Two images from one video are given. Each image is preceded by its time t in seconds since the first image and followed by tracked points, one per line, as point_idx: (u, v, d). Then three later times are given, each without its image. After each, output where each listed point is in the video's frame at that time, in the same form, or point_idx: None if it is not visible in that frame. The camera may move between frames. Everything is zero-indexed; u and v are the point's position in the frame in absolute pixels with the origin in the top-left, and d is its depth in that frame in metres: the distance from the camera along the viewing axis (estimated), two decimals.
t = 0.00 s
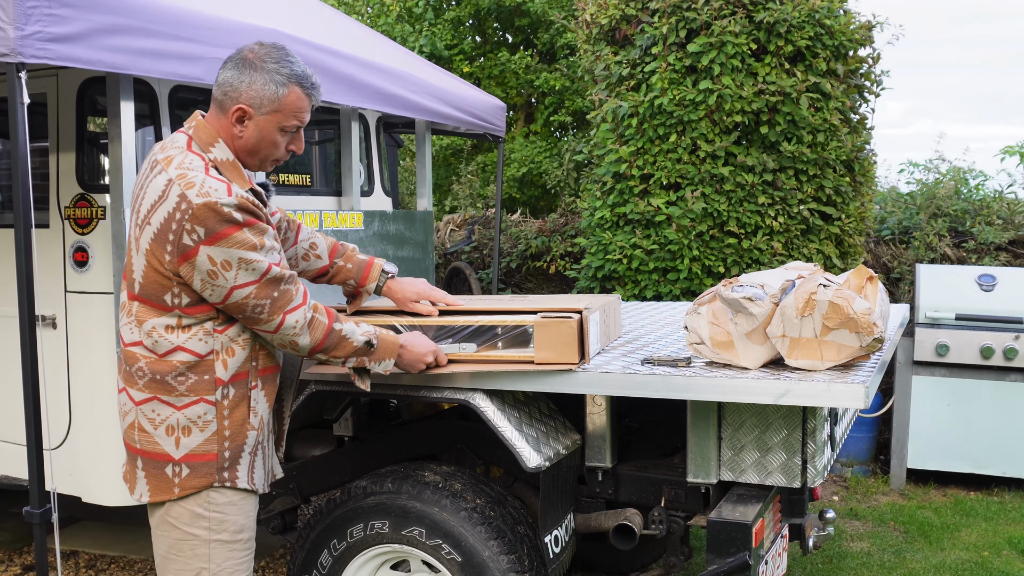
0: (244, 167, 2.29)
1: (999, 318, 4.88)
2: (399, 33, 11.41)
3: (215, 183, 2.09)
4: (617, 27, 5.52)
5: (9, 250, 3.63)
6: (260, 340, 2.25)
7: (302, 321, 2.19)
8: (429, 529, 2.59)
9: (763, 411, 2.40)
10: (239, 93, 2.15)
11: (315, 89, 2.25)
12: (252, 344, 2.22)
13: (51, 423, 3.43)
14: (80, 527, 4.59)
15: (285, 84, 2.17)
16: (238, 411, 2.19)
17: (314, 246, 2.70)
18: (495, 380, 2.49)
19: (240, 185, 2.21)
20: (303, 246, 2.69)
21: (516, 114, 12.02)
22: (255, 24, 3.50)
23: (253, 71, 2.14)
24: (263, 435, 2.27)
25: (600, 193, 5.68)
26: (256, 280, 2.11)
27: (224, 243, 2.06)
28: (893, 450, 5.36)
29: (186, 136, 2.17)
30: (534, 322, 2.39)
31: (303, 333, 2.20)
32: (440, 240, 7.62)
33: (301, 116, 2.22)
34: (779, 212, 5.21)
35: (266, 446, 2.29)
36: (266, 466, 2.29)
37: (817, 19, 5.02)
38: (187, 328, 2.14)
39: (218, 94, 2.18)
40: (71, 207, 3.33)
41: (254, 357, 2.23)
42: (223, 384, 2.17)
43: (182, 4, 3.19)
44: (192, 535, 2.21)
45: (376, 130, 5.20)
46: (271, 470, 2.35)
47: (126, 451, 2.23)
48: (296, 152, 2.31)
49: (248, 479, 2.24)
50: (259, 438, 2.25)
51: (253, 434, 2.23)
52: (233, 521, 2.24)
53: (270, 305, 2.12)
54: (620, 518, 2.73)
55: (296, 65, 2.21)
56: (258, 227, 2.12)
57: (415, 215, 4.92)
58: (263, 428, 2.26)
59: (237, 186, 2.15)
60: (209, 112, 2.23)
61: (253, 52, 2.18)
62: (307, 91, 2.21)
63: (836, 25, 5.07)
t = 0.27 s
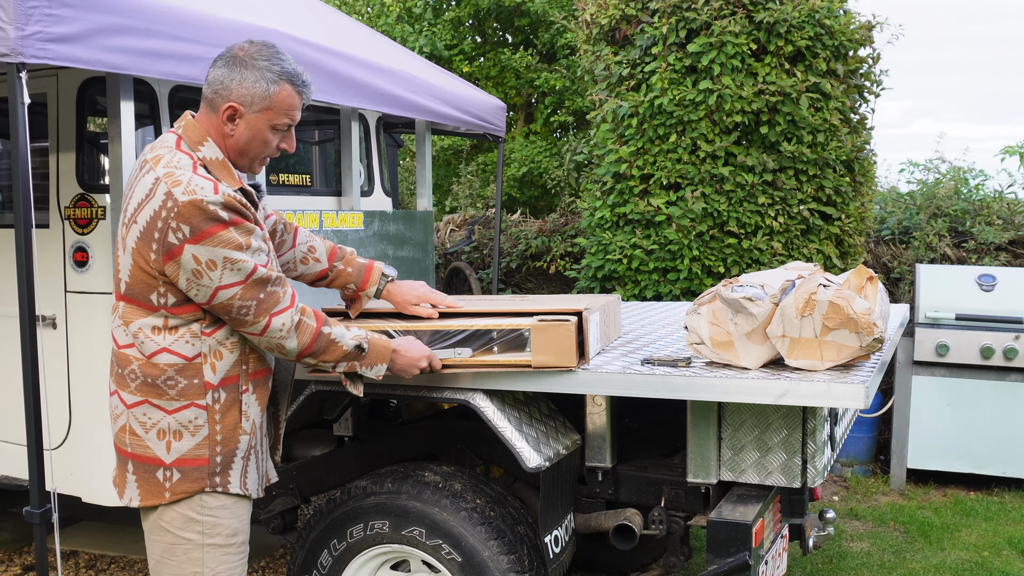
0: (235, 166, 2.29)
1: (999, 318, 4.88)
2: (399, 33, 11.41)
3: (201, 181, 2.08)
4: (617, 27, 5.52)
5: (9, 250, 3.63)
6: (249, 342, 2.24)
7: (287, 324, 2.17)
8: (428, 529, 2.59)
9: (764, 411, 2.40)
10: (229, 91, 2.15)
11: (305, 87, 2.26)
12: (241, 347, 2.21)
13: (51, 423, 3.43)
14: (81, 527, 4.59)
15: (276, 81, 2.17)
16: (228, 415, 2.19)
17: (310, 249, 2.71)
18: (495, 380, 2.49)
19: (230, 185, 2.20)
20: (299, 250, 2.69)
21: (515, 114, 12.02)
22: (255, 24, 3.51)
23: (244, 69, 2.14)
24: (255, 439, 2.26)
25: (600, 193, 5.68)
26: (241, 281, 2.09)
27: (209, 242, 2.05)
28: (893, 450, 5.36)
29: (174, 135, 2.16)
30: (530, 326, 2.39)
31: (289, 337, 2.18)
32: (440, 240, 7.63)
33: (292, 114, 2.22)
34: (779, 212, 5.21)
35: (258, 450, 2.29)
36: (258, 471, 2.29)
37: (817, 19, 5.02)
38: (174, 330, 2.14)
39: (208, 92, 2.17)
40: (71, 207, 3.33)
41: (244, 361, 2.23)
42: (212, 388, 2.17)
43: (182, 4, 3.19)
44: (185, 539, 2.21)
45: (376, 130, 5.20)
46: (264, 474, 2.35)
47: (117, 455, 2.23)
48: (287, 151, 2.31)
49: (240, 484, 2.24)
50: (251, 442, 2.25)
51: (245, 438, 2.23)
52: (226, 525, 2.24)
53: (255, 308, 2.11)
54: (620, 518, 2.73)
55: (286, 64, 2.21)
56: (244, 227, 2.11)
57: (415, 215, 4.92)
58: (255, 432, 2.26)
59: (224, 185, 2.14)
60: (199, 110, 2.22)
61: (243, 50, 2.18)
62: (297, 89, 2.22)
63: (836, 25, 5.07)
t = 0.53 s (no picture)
0: (234, 165, 2.28)
1: (999, 318, 4.88)
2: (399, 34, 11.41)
3: (197, 178, 2.08)
4: (617, 27, 5.52)
5: (9, 250, 3.63)
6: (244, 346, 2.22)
7: (275, 330, 2.14)
8: (429, 529, 2.59)
9: (763, 411, 2.40)
10: (228, 89, 2.15)
11: (304, 85, 2.26)
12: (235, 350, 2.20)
13: (51, 423, 3.43)
14: (81, 527, 4.59)
15: (275, 79, 2.17)
16: (225, 417, 2.19)
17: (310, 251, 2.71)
18: (494, 381, 2.48)
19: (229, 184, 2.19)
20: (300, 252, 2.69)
21: (515, 114, 12.03)
22: (255, 24, 3.51)
23: (243, 67, 2.14)
24: (253, 442, 2.26)
25: (600, 193, 5.68)
26: (233, 283, 2.08)
27: (202, 240, 2.05)
28: (893, 450, 5.36)
29: (172, 134, 2.16)
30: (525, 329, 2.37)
31: (277, 344, 2.15)
32: (440, 240, 7.63)
33: (291, 112, 2.22)
34: (779, 212, 5.21)
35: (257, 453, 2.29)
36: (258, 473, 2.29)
37: (817, 19, 5.02)
38: (170, 330, 2.14)
39: (207, 91, 2.17)
40: (71, 207, 3.33)
41: (241, 363, 2.22)
42: (209, 390, 2.17)
43: (182, 4, 3.19)
44: (183, 540, 2.21)
45: (376, 130, 5.20)
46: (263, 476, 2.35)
47: (114, 455, 2.24)
48: (286, 149, 2.31)
49: (238, 487, 2.23)
50: (250, 445, 2.25)
51: (243, 440, 2.23)
52: (225, 526, 2.24)
53: (243, 312, 2.09)
54: (620, 518, 2.73)
55: (285, 62, 2.21)
56: (238, 226, 2.10)
57: (415, 215, 4.92)
58: (253, 435, 2.26)
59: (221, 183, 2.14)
60: (197, 110, 2.22)
61: (242, 48, 2.18)
62: (296, 87, 2.22)
63: (836, 25, 5.06)
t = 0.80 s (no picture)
0: (235, 164, 2.28)
1: (999, 318, 4.88)
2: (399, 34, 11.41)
3: (196, 176, 2.07)
4: (617, 27, 5.52)
5: (9, 250, 3.63)
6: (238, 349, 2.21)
7: (261, 337, 2.10)
8: (429, 529, 2.59)
9: (763, 411, 2.40)
10: (230, 87, 2.15)
11: (305, 83, 2.26)
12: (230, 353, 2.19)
13: (51, 423, 3.43)
14: (80, 527, 4.59)
15: (276, 76, 2.17)
16: (222, 419, 2.19)
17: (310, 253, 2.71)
18: (494, 381, 2.47)
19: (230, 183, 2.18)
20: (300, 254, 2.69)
21: (515, 114, 12.03)
22: (255, 25, 3.51)
23: (244, 65, 2.14)
24: (252, 443, 2.26)
25: (600, 193, 5.68)
26: (223, 286, 2.06)
27: (196, 239, 2.04)
28: (893, 450, 5.36)
29: (173, 133, 2.16)
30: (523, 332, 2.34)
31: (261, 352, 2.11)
32: (440, 240, 7.63)
33: (292, 110, 2.22)
34: (779, 212, 5.21)
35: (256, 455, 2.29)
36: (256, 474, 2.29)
37: (817, 19, 5.02)
38: (167, 331, 2.14)
39: (208, 89, 2.17)
40: (71, 207, 3.33)
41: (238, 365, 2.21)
42: (206, 391, 2.17)
43: (182, 4, 3.19)
44: (182, 540, 2.21)
45: (376, 130, 5.20)
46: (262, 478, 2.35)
47: (112, 454, 2.24)
48: (288, 148, 2.31)
49: (237, 488, 2.23)
50: (248, 446, 2.25)
51: (241, 442, 2.23)
52: (223, 526, 2.24)
53: (229, 317, 2.07)
54: (620, 518, 2.73)
55: (285, 60, 2.21)
56: (234, 227, 2.08)
57: (415, 215, 4.92)
58: (252, 437, 2.25)
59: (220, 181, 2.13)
60: (198, 109, 2.23)
61: (242, 46, 2.19)
62: (297, 85, 2.22)
63: (836, 25, 5.06)
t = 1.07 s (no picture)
0: (235, 164, 2.28)
1: (999, 318, 4.88)
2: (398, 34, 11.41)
3: (191, 175, 2.07)
4: (617, 27, 5.52)
5: (9, 251, 3.63)
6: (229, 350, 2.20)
7: (236, 343, 2.07)
8: (429, 529, 2.59)
9: (763, 410, 2.40)
10: (228, 85, 2.15)
11: (303, 81, 2.26)
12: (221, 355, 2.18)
13: (51, 424, 3.43)
14: (80, 527, 4.59)
15: (274, 73, 2.17)
16: (216, 419, 2.19)
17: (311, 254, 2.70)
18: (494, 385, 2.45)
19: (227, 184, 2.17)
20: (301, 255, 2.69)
21: (515, 114, 12.03)
22: (255, 24, 3.51)
23: (242, 62, 2.14)
24: (248, 444, 2.26)
25: (600, 193, 5.68)
26: (203, 288, 2.04)
27: (183, 239, 2.03)
28: (893, 450, 5.35)
29: (172, 133, 2.16)
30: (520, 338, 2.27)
31: (235, 359, 2.08)
32: (440, 240, 7.63)
33: (290, 107, 2.22)
34: (779, 212, 5.21)
35: (252, 455, 2.29)
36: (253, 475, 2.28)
37: (817, 19, 5.02)
38: (162, 330, 2.15)
39: (207, 88, 2.17)
40: (71, 207, 3.33)
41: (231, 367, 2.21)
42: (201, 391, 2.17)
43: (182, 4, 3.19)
44: (178, 538, 2.21)
45: (376, 130, 5.20)
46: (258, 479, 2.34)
47: (109, 451, 2.25)
48: (286, 146, 2.31)
49: (232, 489, 2.23)
50: (244, 447, 2.24)
51: (237, 442, 2.23)
52: (220, 524, 2.23)
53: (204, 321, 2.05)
54: (620, 518, 2.73)
55: (284, 57, 2.22)
56: (223, 228, 2.06)
57: (414, 215, 4.92)
58: (247, 437, 2.25)
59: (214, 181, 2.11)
60: (198, 109, 2.23)
61: (240, 45, 2.19)
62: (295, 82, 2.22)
63: (836, 25, 5.06)
